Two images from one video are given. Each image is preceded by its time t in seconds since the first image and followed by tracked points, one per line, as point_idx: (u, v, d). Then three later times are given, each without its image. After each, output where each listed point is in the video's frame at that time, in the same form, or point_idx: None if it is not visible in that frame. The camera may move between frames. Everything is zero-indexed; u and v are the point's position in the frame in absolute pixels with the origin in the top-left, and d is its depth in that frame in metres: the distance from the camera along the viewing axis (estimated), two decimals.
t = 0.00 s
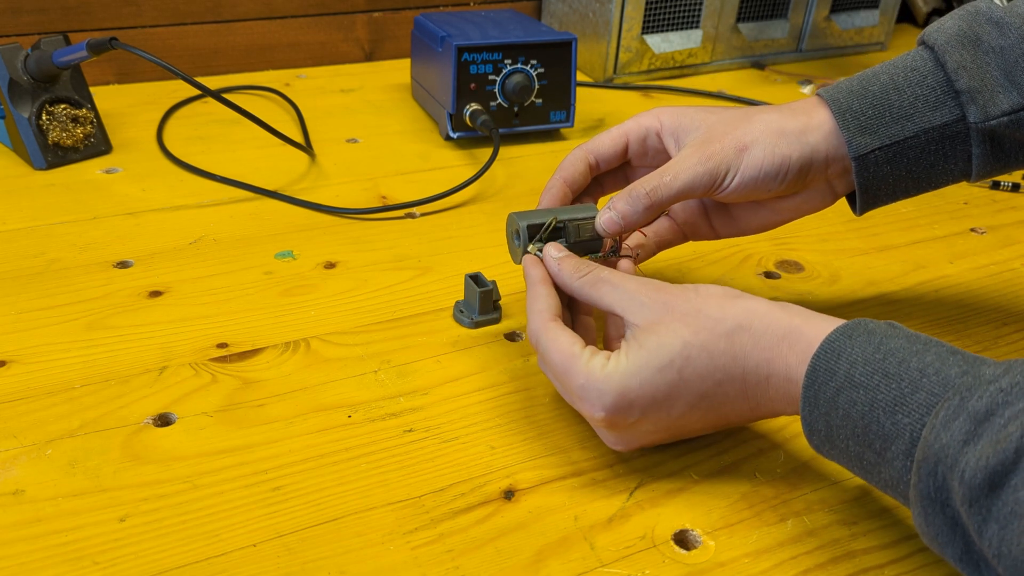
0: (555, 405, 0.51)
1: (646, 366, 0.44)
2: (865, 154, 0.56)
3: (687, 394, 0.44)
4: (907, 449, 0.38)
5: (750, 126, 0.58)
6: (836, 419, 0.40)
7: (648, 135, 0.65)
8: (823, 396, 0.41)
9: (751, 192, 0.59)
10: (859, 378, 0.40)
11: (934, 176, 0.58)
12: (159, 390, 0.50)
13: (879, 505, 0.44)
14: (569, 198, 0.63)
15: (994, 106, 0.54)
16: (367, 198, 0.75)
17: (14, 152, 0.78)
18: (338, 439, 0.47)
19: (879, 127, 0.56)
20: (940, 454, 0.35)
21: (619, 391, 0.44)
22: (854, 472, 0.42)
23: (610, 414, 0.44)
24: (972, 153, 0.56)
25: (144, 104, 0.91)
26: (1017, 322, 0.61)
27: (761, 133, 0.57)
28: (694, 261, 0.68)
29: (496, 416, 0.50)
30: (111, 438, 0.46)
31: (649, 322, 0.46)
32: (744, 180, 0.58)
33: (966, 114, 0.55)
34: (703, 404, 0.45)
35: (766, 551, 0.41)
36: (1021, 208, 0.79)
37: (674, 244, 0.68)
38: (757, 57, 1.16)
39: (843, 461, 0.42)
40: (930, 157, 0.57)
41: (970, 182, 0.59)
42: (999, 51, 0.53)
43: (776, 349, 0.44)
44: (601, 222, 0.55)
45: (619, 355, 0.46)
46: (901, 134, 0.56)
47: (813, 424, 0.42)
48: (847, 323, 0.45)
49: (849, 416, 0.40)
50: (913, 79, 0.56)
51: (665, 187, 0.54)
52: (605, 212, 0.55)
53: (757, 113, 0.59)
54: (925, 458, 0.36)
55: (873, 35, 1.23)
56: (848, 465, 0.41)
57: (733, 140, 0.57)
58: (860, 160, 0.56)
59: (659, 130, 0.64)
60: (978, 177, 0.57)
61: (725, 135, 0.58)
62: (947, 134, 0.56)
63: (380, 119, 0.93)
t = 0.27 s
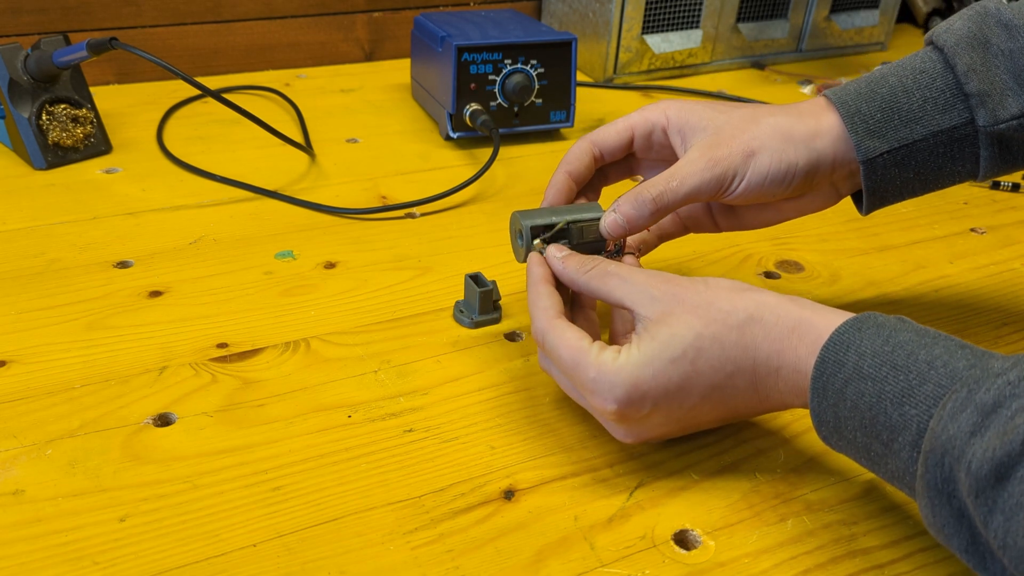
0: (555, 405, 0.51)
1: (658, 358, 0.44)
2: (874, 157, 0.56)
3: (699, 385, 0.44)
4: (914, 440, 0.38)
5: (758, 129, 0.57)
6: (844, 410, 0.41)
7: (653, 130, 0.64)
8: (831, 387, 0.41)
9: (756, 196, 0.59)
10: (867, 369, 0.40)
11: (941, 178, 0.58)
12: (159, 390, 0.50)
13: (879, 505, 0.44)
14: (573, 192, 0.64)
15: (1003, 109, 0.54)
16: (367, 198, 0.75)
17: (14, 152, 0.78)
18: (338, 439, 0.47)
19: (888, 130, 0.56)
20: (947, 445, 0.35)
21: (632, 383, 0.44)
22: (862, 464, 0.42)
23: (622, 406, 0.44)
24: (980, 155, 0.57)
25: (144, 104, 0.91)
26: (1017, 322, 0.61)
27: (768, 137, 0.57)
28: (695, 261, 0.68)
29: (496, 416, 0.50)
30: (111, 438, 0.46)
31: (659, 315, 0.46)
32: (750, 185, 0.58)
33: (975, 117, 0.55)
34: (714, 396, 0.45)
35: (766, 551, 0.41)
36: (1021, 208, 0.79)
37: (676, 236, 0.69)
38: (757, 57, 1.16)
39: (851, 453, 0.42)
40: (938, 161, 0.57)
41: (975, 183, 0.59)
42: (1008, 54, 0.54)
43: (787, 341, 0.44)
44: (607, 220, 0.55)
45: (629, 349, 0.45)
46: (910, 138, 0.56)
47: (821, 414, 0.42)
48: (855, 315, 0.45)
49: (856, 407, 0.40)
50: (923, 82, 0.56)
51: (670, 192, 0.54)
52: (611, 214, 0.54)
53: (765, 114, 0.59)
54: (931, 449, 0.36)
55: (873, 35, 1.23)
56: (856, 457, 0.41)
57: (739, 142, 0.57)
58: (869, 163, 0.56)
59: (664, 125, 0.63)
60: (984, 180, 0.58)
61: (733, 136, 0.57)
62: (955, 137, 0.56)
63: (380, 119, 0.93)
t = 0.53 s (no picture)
0: (555, 405, 0.51)
1: (660, 354, 0.44)
2: (879, 168, 0.57)
3: (702, 381, 0.44)
4: (918, 431, 0.38)
5: (766, 142, 0.57)
6: (848, 401, 0.41)
7: (661, 125, 0.62)
8: (836, 379, 0.41)
9: (761, 208, 0.60)
10: (872, 360, 0.40)
11: (944, 185, 0.59)
12: (159, 390, 0.50)
13: (879, 505, 0.44)
14: (576, 180, 0.63)
15: (1008, 121, 0.55)
16: (367, 198, 0.75)
17: (14, 152, 0.78)
18: (338, 439, 0.47)
19: (894, 141, 0.57)
20: (952, 436, 0.35)
21: (634, 381, 0.44)
22: (866, 456, 0.42)
23: (626, 406, 0.44)
24: (983, 164, 0.58)
25: (144, 104, 0.91)
26: (1017, 322, 0.61)
27: (774, 150, 0.57)
28: (695, 261, 0.68)
29: (496, 416, 0.50)
30: (111, 438, 0.46)
31: (660, 311, 0.46)
32: (753, 202, 0.59)
33: (980, 129, 0.56)
34: (718, 391, 0.45)
35: (766, 551, 0.41)
36: (1021, 208, 0.79)
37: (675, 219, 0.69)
38: (757, 57, 1.16)
39: (855, 445, 0.42)
40: (942, 170, 0.58)
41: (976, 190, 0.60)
42: (1013, 66, 0.54)
43: (790, 334, 0.44)
44: (613, 224, 0.55)
45: (630, 347, 0.45)
46: (915, 148, 0.57)
47: (826, 406, 0.42)
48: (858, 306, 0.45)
49: (860, 398, 0.40)
50: (929, 93, 0.57)
51: (673, 208, 0.55)
52: (615, 223, 0.54)
53: (772, 119, 0.58)
54: (936, 440, 0.36)
55: (873, 35, 1.23)
56: (860, 448, 0.41)
57: (744, 157, 0.57)
58: (874, 174, 0.57)
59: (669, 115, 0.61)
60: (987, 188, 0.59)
61: (740, 147, 0.57)
62: (960, 147, 0.57)
63: (380, 119, 0.93)
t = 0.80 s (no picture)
0: (555, 405, 0.51)
1: (658, 352, 0.44)
2: (883, 181, 0.58)
3: (700, 379, 0.44)
4: (924, 426, 0.38)
5: (774, 156, 0.58)
6: (853, 397, 0.41)
7: (670, 126, 0.62)
8: (840, 374, 0.41)
9: (769, 214, 0.60)
10: (877, 355, 0.40)
11: (946, 194, 0.60)
12: (159, 390, 0.50)
13: (879, 505, 0.44)
14: (582, 171, 0.62)
15: (1013, 135, 0.56)
16: (367, 198, 0.75)
17: (14, 152, 0.78)
18: (338, 439, 0.47)
19: (899, 154, 0.58)
20: (959, 431, 0.35)
21: (632, 380, 0.44)
22: (870, 452, 0.42)
23: (625, 406, 0.44)
24: (986, 174, 0.58)
25: (144, 104, 0.91)
26: (1017, 322, 0.61)
27: (781, 165, 0.58)
28: (694, 261, 0.68)
29: (496, 416, 0.50)
30: (111, 438, 0.46)
31: (657, 308, 0.46)
32: (756, 214, 0.60)
33: (984, 141, 0.57)
34: (716, 389, 0.45)
35: (766, 551, 0.41)
36: (1020, 209, 0.79)
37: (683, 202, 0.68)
38: (757, 57, 1.16)
39: (860, 441, 0.42)
40: (946, 181, 0.59)
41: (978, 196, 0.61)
42: (1018, 79, 0.55)
43: (787, 328, 0.44)
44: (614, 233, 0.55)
45: (627, 345, 0.45)
46: (920, 161, 0.58)
47: (830, 402, 0.42)
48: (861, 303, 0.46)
49: (865, 394, 0.40)
50: (933, 105, 0.57)
51: (678, 218, 0.55)
52: (618, 232, 0.54)
53: (783, 130, 0.58)
54: (943, 435, 0.36)
55: (873, 35, 1.23)
56: (864, 444, 0.41)
57: (751, 169, 0.58)
58: (878, 186, 0.58)
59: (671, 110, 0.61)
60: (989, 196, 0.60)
61: (748, 160, 0.58)
62: (964, 159, 0.58)
63: (380, 119, 0.93)
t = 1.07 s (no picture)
0: (555, 405, 0.51)
1: (642, 353, 0.44)
2: (876, 180, 0.58)
3: (684, 381, 0.45)
4: (926, 439, 0.37)
5: (770, 155, 0.58)
6: (852, 409, 0.40)
7: (669, 119, 0.61)
8: (838, 386, 0.40)
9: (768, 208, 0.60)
10: (876, 366, 0.39)
11: (940, 192, 0.60)
12: (159, 390, 0.50)
13: (879, 505, 0.44)
14: (579, 158, 0.61)
15: (1005, 135, 0.56)
16: (367, 198, 0.75)
17: (14, 152, 0.78)
18: (338, 439, 0.47)
19: (892, 154, 0.58)
20: (963, 446, 0.35)
21: (614, 380, 0.44)
22: (868, 462, 0.42)
23: (608, 403, 0.45)
24: (979, 174, 0.59)
25: (145, 104, 0.91)
26: (1017, 322, 0.61)
27: (776, 164, 0.58)
28: (694, 261, 0.68)
29: (496, 416, 0.50)
30: (111, 439, 0.46)
31: (645, 307, 0.46)
32: (750, 211, 0.60)
33: (977, 141, 0.57)
34: (702, 390, 0.45)
35: (766, 551, 0.41)
36: (1020, 208, 0.79)
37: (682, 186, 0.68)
38: (757, 57, 1.16)
39: (859, 452, 0.41)
40: (939, 180, 0.59)
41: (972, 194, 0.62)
42: (1011, 79, 0.55)
43: (777, 335, 0.44)
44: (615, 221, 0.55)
45: (614, 342, 0.46)
46: (912, 161, 0.58)
47: (827, 413, 0.41)
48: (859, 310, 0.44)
49: (865, 406, 0.40)
50: (926, 105, 0.58)
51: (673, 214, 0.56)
52: (614, 224, 0.55)
53: (779, 128, 0.58)
54: (947, 450, 0.35)
55: (873, 35, 1.23)
56: (862, 455, 0.41)
57: (746, 168, 0.58)
58: (870, 186, 0.58)
59: (672, 100, 0.60)
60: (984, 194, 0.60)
61: (743, 158, 0.58)
62: (956, 158, 0.58)
63: (380, 119, 0.93)
